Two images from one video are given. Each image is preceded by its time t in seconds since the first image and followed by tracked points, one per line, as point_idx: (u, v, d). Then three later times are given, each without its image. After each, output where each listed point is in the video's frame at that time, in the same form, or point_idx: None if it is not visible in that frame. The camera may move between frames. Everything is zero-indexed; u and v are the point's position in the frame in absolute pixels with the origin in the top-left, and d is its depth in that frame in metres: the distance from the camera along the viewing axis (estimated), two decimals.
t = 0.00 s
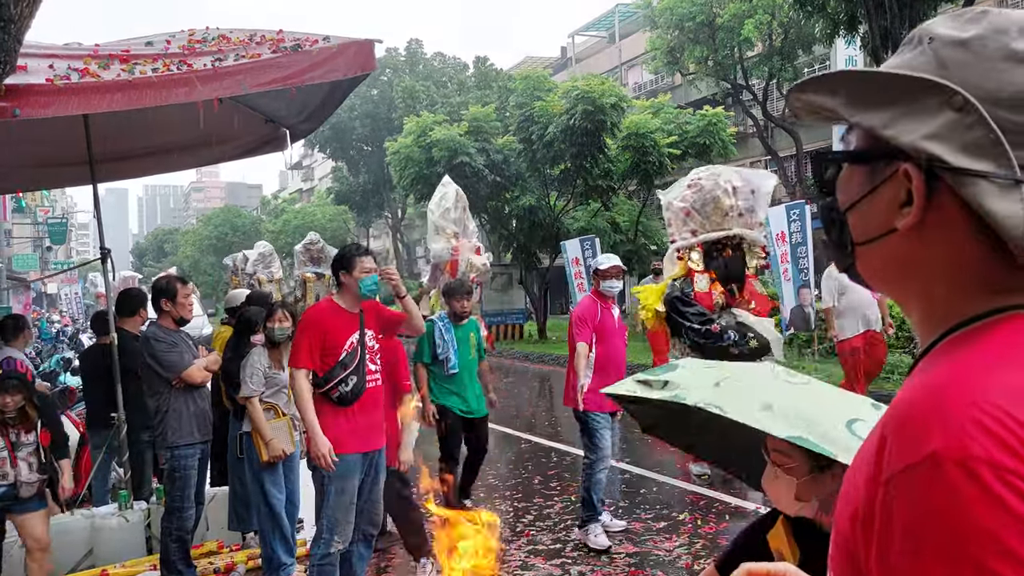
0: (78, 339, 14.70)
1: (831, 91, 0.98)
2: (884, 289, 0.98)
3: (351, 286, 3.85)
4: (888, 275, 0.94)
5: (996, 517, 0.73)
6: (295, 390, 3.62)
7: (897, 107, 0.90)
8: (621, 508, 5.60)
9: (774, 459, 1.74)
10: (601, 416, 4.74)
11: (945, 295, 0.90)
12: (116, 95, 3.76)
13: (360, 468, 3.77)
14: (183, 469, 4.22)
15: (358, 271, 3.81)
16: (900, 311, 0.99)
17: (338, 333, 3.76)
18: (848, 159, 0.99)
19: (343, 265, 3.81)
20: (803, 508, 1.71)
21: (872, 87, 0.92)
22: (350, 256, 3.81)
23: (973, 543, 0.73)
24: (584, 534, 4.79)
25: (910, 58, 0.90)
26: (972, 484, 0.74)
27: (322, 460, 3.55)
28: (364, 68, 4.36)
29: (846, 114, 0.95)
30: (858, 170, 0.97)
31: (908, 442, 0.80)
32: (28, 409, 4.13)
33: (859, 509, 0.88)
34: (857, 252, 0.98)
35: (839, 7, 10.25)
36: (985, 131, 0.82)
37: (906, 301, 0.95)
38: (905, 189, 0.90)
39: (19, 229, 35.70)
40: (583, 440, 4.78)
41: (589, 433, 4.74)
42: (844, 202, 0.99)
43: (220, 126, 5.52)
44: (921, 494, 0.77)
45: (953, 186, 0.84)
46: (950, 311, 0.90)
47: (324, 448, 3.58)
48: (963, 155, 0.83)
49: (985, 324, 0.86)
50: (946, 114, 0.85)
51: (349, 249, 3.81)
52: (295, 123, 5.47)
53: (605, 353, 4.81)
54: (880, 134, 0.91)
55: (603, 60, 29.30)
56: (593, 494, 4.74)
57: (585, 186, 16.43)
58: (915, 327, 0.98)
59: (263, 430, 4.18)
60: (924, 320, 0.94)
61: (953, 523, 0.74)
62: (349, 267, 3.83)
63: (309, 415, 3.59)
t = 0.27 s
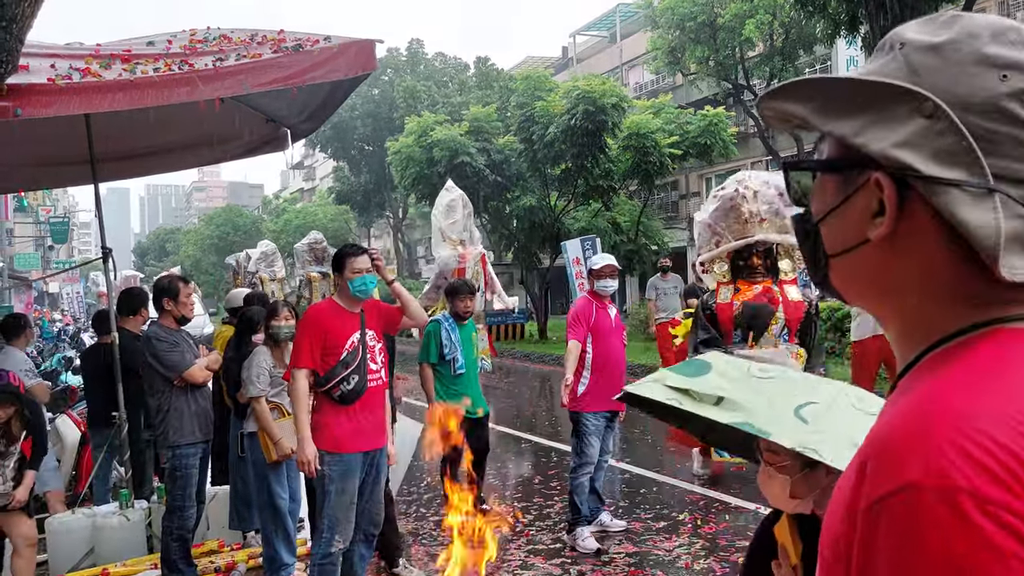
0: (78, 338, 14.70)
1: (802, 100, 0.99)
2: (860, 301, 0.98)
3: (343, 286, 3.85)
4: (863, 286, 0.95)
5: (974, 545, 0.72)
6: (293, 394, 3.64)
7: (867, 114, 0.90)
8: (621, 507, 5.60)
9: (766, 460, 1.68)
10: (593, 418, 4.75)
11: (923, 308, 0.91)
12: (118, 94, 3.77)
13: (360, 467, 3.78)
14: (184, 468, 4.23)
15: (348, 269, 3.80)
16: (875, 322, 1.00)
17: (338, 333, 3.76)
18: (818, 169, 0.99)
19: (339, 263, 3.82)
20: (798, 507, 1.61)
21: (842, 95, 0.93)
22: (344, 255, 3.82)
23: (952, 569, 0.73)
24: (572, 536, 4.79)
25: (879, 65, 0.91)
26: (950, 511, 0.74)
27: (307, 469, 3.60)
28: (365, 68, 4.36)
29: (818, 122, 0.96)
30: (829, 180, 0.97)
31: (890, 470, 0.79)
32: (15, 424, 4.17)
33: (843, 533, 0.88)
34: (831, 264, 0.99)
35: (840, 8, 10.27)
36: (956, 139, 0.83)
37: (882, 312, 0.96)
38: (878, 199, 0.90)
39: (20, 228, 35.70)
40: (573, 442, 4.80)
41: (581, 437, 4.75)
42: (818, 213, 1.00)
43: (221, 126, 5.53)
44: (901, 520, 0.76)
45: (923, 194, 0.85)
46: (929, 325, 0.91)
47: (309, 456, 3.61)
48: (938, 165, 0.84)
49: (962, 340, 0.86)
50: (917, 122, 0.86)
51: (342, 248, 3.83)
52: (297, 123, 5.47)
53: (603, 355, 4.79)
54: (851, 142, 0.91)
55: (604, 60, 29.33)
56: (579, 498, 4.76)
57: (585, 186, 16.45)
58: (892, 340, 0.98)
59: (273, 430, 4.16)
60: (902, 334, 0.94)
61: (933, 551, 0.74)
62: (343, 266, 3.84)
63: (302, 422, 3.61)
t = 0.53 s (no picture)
0: (80, 337, 14.72)
1: (779, 117, 0.97)
2: (839, 322, 1.00)
3: (340, 287, 3.87)
4: (842, 309, 0.97)
5: None
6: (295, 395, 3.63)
7: (855, 136, 0.90)
8: (620, 509, 5.62)
9: (838, 432, 1.84)
10: (592, 422, 4.76)
11: (901, 331, 0.92)
12: (120, 95, 3.79)
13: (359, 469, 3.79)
14: (186, 468, 4.25)
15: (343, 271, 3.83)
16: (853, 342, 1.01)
17: (336, 335, 3.78)
18: (796, 189, 1.00)
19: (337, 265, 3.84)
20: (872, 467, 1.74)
21: (821, 115, 0.92)
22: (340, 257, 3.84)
23: None
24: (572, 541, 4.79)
25: (865, 87, 0.91)
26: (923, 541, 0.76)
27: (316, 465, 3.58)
28: (368, 71, 4.34)
29: (797, 143, 0.95)
30: (810, 203, 0.98)
31: (863, 500, 0.81)
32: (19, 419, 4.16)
33: (824, 555, 0.90)
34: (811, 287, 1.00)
35: (842, 10, 10.29)
36: (946, 162, 0.84)
37: (859, 334, 0.98)
38: (863, 221, 0.91)
39: (22, 226, 35.73)
40: (571, 447, 4.78)
41: (579, 440, 4.75)
42: (797, 235, 1.01)
43: (223, 126, 5.55)
44: (877, 549, 0.78)
45: (915, 220, 0.86)
46: (905, 348, 0.93)
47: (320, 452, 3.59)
48: (928, 190, 0.85)
49: (941, 363, 0.88)
50: (906, 145, 0.86)
51: (337, 250, 3.85)
52: (298, 124, 5.48)
53: (600, 357, 4.80)
54: (836, 164, 0.90)
55: (606, 60, 29.35)
56: (578, 501, 4.73)
57: (587, 187, 16.47)
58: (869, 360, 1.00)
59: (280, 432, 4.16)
60: (879, 355, 0.96)
61: None
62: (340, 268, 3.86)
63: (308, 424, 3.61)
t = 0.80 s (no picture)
0: (78, 336, 14.70)
1: (799, 125, 0.97)
2: (845, 333, 1.00)
3: (339, 289, 3.86)
4: (851, 321, 0.98)
5: None
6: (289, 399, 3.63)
7: (878, 145, 0.90)
8: (617, 512, 5.62)
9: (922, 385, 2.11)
10: (589, 426, 4.76)
11: (912, 344, 0.93)
12: (120, 96, 3.78)
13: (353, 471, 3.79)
14: (182, 469, 4.24)
15: (342, 272, 3.82)
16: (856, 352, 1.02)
17: (332, 337, 3.78)
18: (806, 199, 1.01)
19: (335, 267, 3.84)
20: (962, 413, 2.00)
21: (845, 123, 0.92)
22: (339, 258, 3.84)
23: None
24: (569, 544, 4.79)
25: (893, 95, 0.91)
26: (939, 553, 0.76)
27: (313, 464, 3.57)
28: (366, 72, 4.35)
29: (818, 151, 0.94)
30: (825, 210, 0.98)
31: (876, 514, 0.81)
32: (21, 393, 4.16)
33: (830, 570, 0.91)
34: (820, 298, 1.01)
35: (842, 13, 10.30)
36: (977, 174, 0.84)
37: (866, 346, 0.99)
38: (883, 232, 0.91)
39: (21, 224, 35.68)
40: (568, 451, 4.78)
41: (575, 444, 4.75)
42: (806, 246, 1.02)
43: (223, 126, 5.55)
44: (893, 562, 0.78)
45: (941, 231, 0.86)
46: (914, 360, 0.94)
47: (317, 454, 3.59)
48: (954, 202, 0.84)
49: (954, 374, 0.89)
50: (934, 156, 0.86)
51: (337, 251, 3.85)
52: (298, 125, 5.48)
53: (598, 361, 4.81)
54: (859, 172, 0.90)
55: (607, 62, 29.37)
56: (574, 505, 4.75)
57: (587, 188, 16.48)
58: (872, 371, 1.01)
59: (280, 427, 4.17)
60: (884, 367, 0.97)
61: None
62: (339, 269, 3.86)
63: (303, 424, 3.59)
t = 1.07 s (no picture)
0: (74, 331, 14.67)
1: (823, 118, 0.94)
2: (856, 338, 0.99)
3: (339, 287, 3.85)
4: (863, 326, 0.96)
5: None
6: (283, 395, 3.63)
7: (910, 141, 0.87)
8: (613, 513, 5.61)
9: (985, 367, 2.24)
10: (583, 427, 4.75)
11: (927, 354, 0.92)
12: (120, 90, 3.77)
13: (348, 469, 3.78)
14: (178, 466, 4.23)
15: (343, 269, 3.82)
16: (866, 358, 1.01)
17: (329, 335, 3.77)
18: (824, 196, 0.98)
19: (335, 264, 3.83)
20: None
21: (873, 118, 0.90)
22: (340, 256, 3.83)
23: None
24: (564, 545, 4.77)
25: (925, 92, 0.89)
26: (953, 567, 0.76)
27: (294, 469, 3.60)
28: (366, 70, 4.35)
29: (844, 146, 0.92)
30: (845, 208, 0.95)
31: (887, 524, 0.81)
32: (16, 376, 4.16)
33: None
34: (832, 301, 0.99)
35: (843, 17, 10.32)
36: (1012, 178, 0.81)
37: (877, 354, 0.98)
38: (907, 232, 0.89)
39: (18, 219, 35.64)
40: (563, 453, 4.77)
41: (569, 446, 4.74)
42: (820, 246, 1.00)
43: (222, 123, 5.53)
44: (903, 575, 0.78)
45: (970, 232, 0.83)
46: (927, 367, 0.92)
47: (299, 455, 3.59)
48: (987, 204, 0.82)
49: (969, 385, 0.88)
50: (965, 155, 0.83)
51: (337, 248, 3.84)
52: (297, 122, 5.47)
53: (593, 362, 4.81)
54: (887, 170, 0.87)
55: (607, 63, 29.39)
56: (570, 507, 4.74)
57: (585, 189, 16.52)
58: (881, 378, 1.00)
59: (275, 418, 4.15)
60: (895, 375, 0.96)
61: None
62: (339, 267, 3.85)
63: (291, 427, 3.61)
